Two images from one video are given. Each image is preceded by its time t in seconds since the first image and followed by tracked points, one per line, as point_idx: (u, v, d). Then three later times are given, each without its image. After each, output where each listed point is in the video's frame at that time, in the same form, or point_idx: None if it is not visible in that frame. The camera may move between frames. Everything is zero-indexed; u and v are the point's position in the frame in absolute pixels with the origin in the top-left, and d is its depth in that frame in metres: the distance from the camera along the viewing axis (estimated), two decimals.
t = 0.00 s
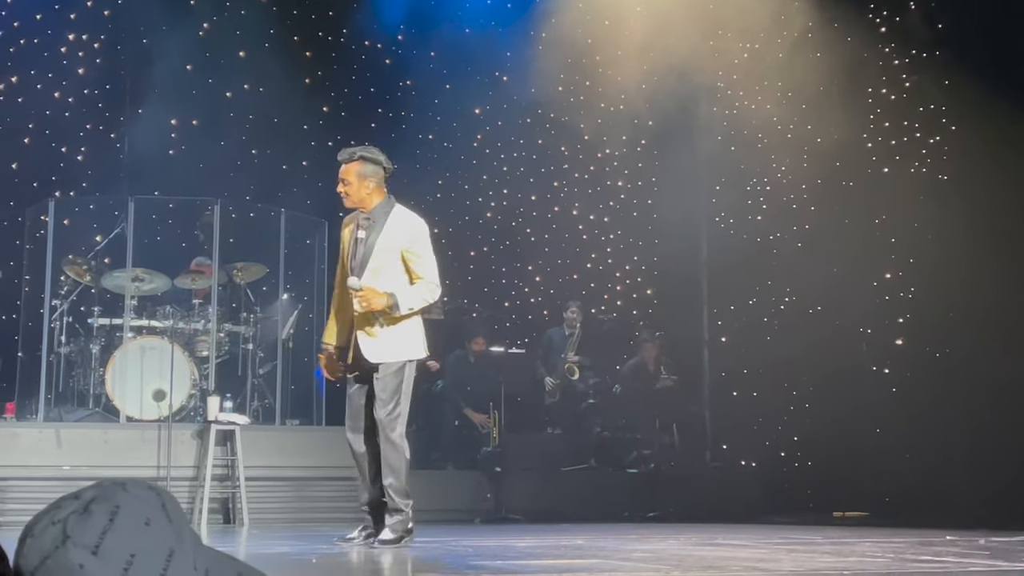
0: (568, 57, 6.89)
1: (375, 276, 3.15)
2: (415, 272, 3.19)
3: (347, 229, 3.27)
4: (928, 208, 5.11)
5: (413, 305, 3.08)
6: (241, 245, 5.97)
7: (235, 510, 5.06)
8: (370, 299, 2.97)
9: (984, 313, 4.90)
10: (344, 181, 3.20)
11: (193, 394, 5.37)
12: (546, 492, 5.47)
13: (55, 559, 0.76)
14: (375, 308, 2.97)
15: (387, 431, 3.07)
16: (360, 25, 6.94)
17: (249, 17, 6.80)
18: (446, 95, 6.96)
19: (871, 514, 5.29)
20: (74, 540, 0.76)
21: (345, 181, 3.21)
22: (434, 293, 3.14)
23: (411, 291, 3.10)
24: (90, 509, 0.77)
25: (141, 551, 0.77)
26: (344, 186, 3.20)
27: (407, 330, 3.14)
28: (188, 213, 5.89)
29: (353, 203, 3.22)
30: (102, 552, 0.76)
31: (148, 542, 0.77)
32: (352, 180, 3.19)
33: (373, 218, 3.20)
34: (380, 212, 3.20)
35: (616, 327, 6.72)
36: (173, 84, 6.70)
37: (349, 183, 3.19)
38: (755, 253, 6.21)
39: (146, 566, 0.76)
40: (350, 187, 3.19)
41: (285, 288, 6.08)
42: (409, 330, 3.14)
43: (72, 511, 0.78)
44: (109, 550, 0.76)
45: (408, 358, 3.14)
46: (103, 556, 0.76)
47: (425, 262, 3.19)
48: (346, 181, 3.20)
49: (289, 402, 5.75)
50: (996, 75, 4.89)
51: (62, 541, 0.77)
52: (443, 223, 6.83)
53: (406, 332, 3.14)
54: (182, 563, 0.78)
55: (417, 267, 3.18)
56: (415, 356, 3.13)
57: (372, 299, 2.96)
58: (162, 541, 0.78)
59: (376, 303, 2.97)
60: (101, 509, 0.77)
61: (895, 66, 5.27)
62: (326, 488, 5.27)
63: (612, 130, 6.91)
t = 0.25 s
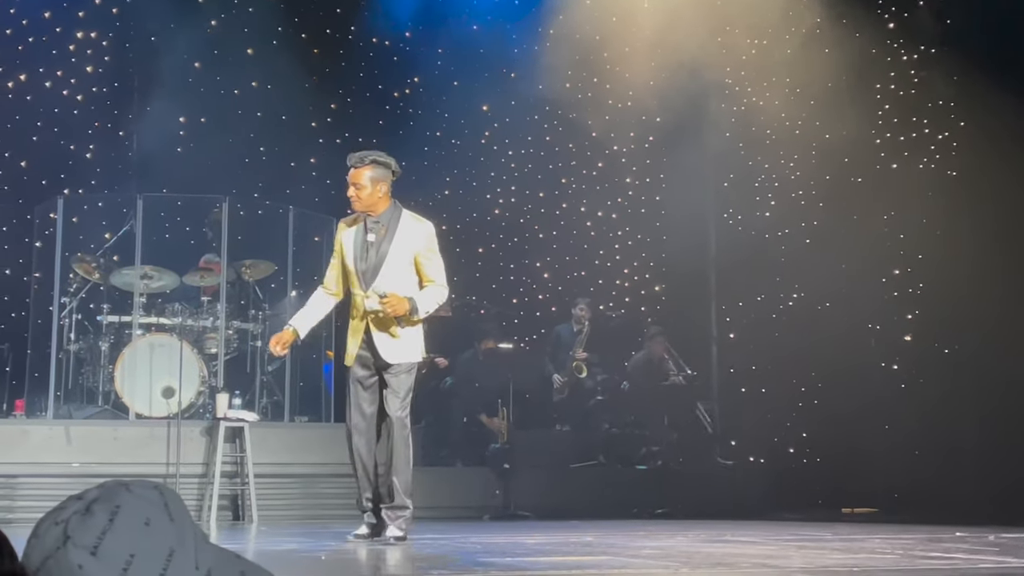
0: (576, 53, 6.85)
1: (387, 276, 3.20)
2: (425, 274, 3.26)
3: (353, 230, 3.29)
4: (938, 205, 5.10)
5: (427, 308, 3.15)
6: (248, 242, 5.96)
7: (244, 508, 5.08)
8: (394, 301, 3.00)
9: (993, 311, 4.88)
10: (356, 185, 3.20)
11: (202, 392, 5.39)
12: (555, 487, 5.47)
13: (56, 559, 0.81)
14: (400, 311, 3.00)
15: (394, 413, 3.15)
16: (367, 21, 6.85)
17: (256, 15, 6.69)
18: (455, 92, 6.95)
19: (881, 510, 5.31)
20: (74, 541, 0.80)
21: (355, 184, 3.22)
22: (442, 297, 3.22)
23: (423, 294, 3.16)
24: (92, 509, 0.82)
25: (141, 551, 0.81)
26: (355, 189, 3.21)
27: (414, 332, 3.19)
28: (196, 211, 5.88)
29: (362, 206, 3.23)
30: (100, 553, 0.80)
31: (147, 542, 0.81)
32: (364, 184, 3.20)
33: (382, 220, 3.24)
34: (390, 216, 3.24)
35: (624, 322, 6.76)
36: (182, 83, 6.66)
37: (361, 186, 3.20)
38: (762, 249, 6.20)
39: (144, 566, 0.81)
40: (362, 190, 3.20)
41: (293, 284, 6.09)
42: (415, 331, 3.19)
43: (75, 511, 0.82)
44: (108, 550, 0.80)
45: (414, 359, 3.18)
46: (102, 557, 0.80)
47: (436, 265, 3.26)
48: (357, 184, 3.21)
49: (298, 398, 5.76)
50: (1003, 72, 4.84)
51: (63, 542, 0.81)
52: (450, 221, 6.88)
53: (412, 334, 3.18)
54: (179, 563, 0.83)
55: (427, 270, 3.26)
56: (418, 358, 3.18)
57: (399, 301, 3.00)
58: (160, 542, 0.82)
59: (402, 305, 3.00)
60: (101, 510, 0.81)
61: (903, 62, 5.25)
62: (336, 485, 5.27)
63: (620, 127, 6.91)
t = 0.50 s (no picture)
0: (586, 50, 6.79)
1: (395, 275, 3.21)
2: (432, 273, 3.28)
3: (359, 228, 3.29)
4: (949, 201, 5.33)
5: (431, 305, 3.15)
6: (258, 240, 5.94)
7: (256, 504, 5.11)
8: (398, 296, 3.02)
9: (1003, 304, 5.13)
10: (364, 183, 3.22)
11: (214, 389, 5.43)
12: (565, 484, 5.46)
13: (69, 556, 0.80)
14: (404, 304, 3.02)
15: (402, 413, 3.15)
16: (377, 18, 6.80)
17: (265, 12, 6.65)
18: (465, 89, 6.90)
19: (893, 506, 5.50)
20: (87, 537, 0.80)
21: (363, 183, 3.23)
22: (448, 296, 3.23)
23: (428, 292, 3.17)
24: (104, 506, 0.82)
25: (153, 548, 0.81)
26: (364, 188, 3.22)
27: (419, 329, 3.19)
28: (207, 208, 5.88)
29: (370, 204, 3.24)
30: (112, 549, 0.80)
31: (159, 539, 0.81)
32: (373, 183, 3.22)
33: (390, 218, 3.25)
34: (397, 215, 3.26)
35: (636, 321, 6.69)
36: (192, 81, 6.65)
37: (370, 185, 3.22)
38: (775, 245, 6.33)
39: (156, 563, 0.80)
40: (370, 189, 3.22)
41: (303, 282, 6.07)
42: (419, 329, 3.19)
43: (88, 508, 0.82)
44: (119, 546, 0.80)
45: (422, 356, 3.18)
46: (114, 554, 0.80)
47: (442, 264, 3.29)
48: (365, 183, 3.22)
49: (308, 395, 5.77)
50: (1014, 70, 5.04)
51: (75, 538, 0.81)
52: (460, 219, 6.85)
53: (418, 331, 3.19)
54: (191, 560, 0.82)
55: (433, 269, 3.28)
56: (424, 355, 3.18)
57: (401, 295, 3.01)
58: (172, 539, 0.82)
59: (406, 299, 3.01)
60: (114, 507, 0.81)
61: (915, 57, 5.36)
62: (347, 483, 5.29)
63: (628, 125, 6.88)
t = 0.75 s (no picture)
0: (597, 48, 6.73)
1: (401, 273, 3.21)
2: (438, 269, 3.24)
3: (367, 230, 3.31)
4: (959, 197, 5.35)
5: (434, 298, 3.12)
6: (267, 238, 5.99)
7: (267, 502, 5.10)
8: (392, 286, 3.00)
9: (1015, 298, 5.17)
10: (367, 188, 3.22)
11: (225, 386, 5.41)
12: (575, 481, 5.46)
13: (81, 555, 0.81)
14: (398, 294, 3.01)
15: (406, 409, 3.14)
16: (386, 15, 6.81)
17: (275, 10, 6.65)
18: (475, 86, 6.93)
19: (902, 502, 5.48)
20: (99, 536, 0.80)
21: (367, 187, 3.23)
22: (454, 291, 3.18)
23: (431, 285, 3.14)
24: (116, 505, 0.82)
25: (165, 547, 0.80)
26: (367, 192, 3.23)
27: (427, 325, 3.19)
28: (217, 206, 5.90)
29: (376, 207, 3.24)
30: (124, 548, 0.80)
31: (170, 539, 0.81)
32: (376, 186, 3.22)
33: (395, 217, 3.25)
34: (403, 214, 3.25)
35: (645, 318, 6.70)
36: (202, 79, 6.68)
37: (373, 188, 3.22)
38: (787, 244, 6.24)
39: (166, 563, 0.80)
40: (375, 193, 3.22)
41: (314, 280, 6.08)
42: (426, 325, 3.19)
43: (100, 507, 0.82)
44: (131, 546, 0.80)
45: (429, 351, 3.18)
46: (126, 553, 0.80)
47: (448, 260, 3.25)
48: (369, 187, 3.22)
49: (319, 393, 5.76)
50: None
51: (87, 536, 0.81)
52: (470, 217, 6.91)
53: (425, 327, 3.19)
54: (202, 560, 0.82)
55: (439, 265, 3.24)
56: (432, 351, 3.18)
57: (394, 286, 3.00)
58: (183, 539, 0.81)
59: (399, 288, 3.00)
60: (125, 506, 0.81)
61: (926, 53, 5.39)
62: (358, 480, 5.30)
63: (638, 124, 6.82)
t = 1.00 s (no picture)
0: (608, 44, 6.67)
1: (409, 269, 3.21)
2: (444, 265, 3.22)
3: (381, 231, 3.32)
4: (973, 193, 5.34)
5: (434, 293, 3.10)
6: (281, 236, 5.97)
7: (279, 499, 5.10)
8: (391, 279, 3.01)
9: None
10: (377, 187, 3.23)
11: (237, 383, 5.47)
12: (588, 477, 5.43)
13: (97, 549, 0.81)
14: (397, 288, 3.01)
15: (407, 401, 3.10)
16: (397, 15, 6.84)
17: (287, 8, 6.66)
18: (487, 84, 6.94)
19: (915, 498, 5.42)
20: (115, 530, 0.80)
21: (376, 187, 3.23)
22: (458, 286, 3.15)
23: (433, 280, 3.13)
24: (132, 500, 0.82)
25: (181, 542, 0.80)
26: (377, 191, 3.24)
27: (438, 320, 3.18)
28: (230, 206, 5.87)
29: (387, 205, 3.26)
30: (140, 543, 0.80)
31: (186, 534, 0.81)
32: (386, 185, 3.23)
33: (405, 215, 3.26)
34: (411, 211, 3.26)
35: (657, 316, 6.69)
36: (214, 77, 6.68)
37: (383, 188, 3.23)
38: (796, 239, 6.27)
39: (183, 558, 0.80)
40: (386, 192, 3.23)
41: (326, 277, 6.08)
42: (437, 320, 3.18)
43: (116, 502, 0.82)
44: (148, 541, 0.80)
45: (439, 347, 3.16)
46: (142, 548, 0.79)
47: (455, 255, 3.22)
48: (378, 186, 3.23)
49: (331, 390, 5.77)
50: None
51: (103, 531, 0.81)
52: (482, 214, 6.91)
53: (435, 323, 3.17)
54: (218, 555, 0.81)
55: (446, 261, 3.22)
56: (443, 347, 3.16)
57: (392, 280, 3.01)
58: (198, 534, 0.81)
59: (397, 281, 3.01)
60: (142, 500, 0.81)
61: (939, 49, 5.33)
62: (370, 477, 5.33)
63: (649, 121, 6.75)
